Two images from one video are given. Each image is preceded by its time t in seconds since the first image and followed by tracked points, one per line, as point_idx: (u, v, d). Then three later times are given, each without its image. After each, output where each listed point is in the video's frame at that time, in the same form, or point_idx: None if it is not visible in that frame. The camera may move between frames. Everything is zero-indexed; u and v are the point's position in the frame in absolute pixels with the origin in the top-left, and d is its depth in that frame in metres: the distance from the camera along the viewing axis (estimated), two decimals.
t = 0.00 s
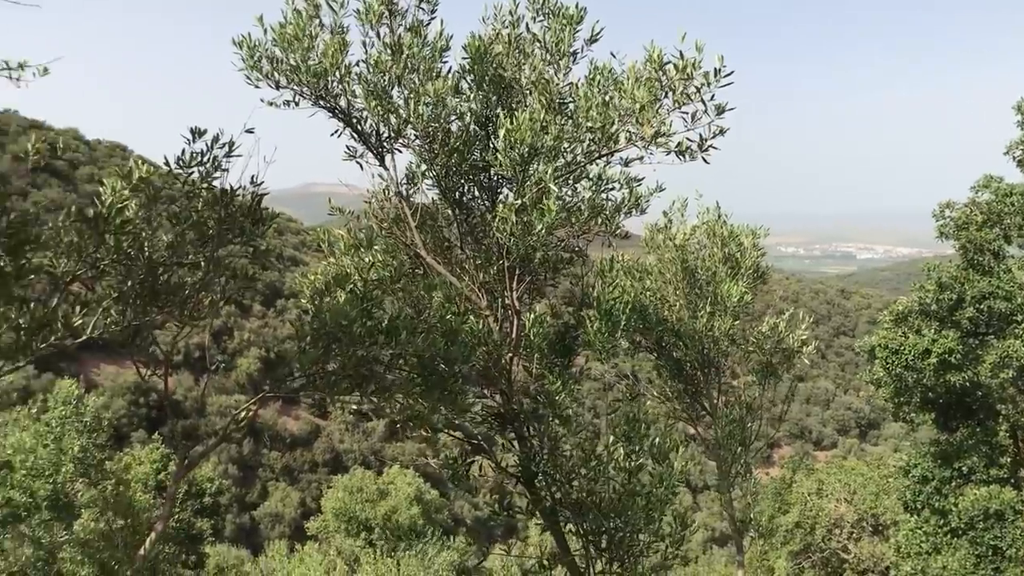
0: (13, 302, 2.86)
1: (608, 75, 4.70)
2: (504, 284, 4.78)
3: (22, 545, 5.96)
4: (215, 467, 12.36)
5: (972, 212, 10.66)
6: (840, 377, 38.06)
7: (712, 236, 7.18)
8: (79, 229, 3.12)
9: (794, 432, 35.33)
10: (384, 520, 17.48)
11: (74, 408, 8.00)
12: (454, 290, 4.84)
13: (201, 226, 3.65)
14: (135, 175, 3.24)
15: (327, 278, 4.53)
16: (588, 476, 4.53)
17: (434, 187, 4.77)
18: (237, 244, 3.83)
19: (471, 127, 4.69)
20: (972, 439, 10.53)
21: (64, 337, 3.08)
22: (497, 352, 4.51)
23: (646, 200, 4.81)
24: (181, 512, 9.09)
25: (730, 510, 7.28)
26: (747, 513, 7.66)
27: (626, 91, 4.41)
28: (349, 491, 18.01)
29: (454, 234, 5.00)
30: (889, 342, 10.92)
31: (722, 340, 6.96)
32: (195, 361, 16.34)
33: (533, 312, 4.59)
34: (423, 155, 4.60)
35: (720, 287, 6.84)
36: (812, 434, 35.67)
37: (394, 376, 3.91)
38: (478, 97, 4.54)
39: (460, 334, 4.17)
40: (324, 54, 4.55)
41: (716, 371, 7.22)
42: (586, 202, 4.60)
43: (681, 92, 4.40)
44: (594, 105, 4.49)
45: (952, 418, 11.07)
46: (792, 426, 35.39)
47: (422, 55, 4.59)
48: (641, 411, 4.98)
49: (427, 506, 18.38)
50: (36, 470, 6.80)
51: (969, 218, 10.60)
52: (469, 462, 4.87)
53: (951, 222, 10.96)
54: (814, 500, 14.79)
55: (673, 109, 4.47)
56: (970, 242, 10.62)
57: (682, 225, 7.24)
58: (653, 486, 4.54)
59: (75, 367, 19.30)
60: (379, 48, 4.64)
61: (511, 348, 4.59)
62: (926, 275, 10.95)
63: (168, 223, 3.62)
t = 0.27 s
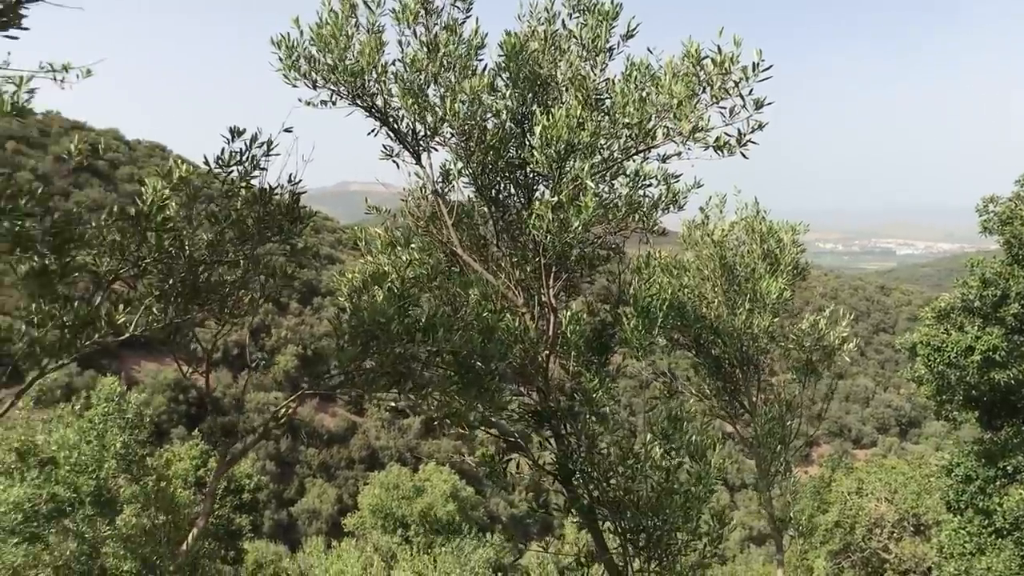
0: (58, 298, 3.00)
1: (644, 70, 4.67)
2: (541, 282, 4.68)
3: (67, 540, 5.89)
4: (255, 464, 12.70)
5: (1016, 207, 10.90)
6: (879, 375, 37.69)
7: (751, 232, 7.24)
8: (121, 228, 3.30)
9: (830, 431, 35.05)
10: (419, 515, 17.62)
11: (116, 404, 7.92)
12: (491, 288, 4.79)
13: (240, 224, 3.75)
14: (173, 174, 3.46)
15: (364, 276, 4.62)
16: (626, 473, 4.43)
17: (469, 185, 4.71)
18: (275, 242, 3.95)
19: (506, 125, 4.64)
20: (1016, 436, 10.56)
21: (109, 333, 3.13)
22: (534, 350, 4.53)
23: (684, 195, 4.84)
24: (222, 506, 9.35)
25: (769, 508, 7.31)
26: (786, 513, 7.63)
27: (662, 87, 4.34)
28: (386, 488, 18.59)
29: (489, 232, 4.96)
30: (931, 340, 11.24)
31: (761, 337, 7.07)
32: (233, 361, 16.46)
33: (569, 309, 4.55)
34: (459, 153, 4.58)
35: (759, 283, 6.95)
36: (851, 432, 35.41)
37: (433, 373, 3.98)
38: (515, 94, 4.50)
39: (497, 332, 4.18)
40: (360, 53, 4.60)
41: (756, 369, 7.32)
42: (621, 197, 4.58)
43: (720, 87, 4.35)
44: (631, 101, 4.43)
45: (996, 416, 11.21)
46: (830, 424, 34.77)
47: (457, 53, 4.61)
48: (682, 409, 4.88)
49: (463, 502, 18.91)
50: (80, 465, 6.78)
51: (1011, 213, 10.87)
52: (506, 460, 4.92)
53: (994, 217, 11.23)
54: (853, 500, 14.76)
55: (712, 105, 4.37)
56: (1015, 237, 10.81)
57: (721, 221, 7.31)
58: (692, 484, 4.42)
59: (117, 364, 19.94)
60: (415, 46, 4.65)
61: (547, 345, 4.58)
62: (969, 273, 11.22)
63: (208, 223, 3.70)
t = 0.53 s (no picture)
0: (105, 299, 3.17)
1: (683, 67, 4.68)
2: (580, 281, 4.72)
3: (114, 535, 6.43)
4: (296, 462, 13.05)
5: None
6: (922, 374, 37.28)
7: (793, 230, 7.27)
8: (166, 228, 3.42)
9: (874, 430, 34.49)
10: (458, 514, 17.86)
11: (161, 402, 7.71)
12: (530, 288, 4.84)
13: (282, 224, 3.93)
14: (218, 175, 3.68)
15: (405, 275, 4.91)
16: (667, 473, 4.35)
17: (508, 184, 4.72)
18: (316, 240, 4.13)
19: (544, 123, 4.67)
20: None
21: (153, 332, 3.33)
22: (573, 348, 4.62)
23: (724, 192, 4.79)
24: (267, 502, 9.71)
25: (811, 508, 7.29)
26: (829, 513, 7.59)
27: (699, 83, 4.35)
28: (426, 486, 18.80)
29: (528, 231, 4.99)
30: (976, 338, 11.14)
31: (802, 335, 6.97)
32: (274, 357, 16.44)
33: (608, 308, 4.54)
34: (498, 153, 4.59)
35: (800, 282, 6.93)
36: (892, 431, 35.02)
37: (474, 371, 4.18)
38: (553, 92, 4.55)
39: (535, 330, 4.35)
40: (398, 54, 4.76)
41: (797, 368, 7.24)
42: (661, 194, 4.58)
43: (760, 83, 4.33)
44: (670, 97, 4.42)
45: None
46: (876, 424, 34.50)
47: (493, 52, 4.68)
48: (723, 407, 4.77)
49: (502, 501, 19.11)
50: (125, 462, 6.91)
51: None
52: (545, 458, 4.96)
53: None
54: (896, 500, 14.91)
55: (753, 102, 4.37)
56: None
57: (764, 218, 7.40)
58: (733, 483, 4.34)
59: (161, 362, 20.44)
60: (453, 47, 4.79)
61: (586, 343, 4.68)
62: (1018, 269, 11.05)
63: (250, 223, 3.86)
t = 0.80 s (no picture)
0: (160, 299, 3.32)
1: (729, 63, 4.64)
2: (626, 280, 4.78)
3: (167, 531, 6.72)
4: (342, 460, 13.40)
5: None
6: (975, 374, 36.35)
7: (844, 228, 7.42)
8: (219, 230, 3.63)
9: (926, 431, 33.79)
10: (503, 513, 19.00)
11: (212, 400, 7.87)
12: (577, 288, 4.86)
13: (333, 224, 4.22)
14: (269, 178, 4.03)
15: (451, 274, 4.95)
16: (715, 471, 4.36)
17: (554, 184, 4.75)
18: (365, 240, 4.40)
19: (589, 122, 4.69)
20: None
21: (207, 330, 3.49)
22: (620, 348, 4.67)
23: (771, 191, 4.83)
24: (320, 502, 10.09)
25: (862, 507, 7.32)
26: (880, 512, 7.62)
27: (746, 80, 4.37)
28: (471, 485, 19.54)
29: (574, 230, 5.03)
30: None
31: (853, 335, 7.04)
32: (320, 357, 16.56)
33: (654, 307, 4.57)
34: (544, 153, 4.63)
35: (850, 280, 7.05)
36: (945, 432, 34.42)
37: (521, 369, 4.39)
38: (599, 91, 4.56)
39: (582, 330, 4.50)
40: (443, 55, 4.89)
41: (848, 367, 7.33)
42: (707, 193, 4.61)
43: (810, 80, 4.31)
44: (717, 95, 4.44)
45: None
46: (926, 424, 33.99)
47: (538, 52, 4.72)
48: (772, 406, 4.74)
49: (547, 501, 20.15)
50: (177, 459, 7.13)
51: None
52: (592, 458, 4.94)
53: None
54: (949, 501, 13.48)
55: (801, 99, 4.39)
56: None
57: (813, 216, 7.59)
58: (782, 484, 4.26)
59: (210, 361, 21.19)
60: (498, 48, 4.84)
61: (633, 342, 4.71)
62: None
63: (298, 222, 4.18)
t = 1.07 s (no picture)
0: (223, 300, 3.54)
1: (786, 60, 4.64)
2: (683, 280, 4.75)
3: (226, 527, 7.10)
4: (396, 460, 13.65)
5: None
6: None
7: (907, 227, 7.45)
8: (279, 233, 3.87)
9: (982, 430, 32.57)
10: (556, 513, 18.99)
11: (270, 398, 8.21)
12: (635, 288, 4.82)
13: (390, 225, 4.40)
14: (328, 180, 4.11)
15: (506, 274, 5.10)
16: (773, 472, 4.28)
17: (609, 183, 4.79)
18: (423, 241, 4.59)
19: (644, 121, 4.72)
20: None
21: (267, 330, 3.69)
22: (677, 347, 4.60)
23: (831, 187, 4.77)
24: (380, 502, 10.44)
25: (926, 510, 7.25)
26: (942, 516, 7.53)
27: (807, 76, 4.32)
28: (523, 484, 19.62)
29: (630, 229, 5.05)
30: None
31: (917, 335, 6.96)
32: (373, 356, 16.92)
33: (711, 307, 4.50)
34: (599, 152, 4.70)
35: (912, 278, 7.00)
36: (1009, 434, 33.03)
37: (577, 369, 4.54)
38: (653, 89, 4.63)
39: (638, 329, 4.43)
40: (499, 56, 5.00)
41: (911, 367, 7.26)
42: (765, 189, 4.45)
43: (870, 73, 4.21)
44: (775, 92, 4.36)
45: None
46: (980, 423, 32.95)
47: (593, 51, 4.79)
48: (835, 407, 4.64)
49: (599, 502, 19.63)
50: (236, 456, 7.55)
51: None
52: (647, 458, 4.95)
53: None
54: (1017, 505, 13.03)
55: (861, 94, 4.28)
56: None
57: (874, 213, 7.70)
58: (843, 485, 4.14)
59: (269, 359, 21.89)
60: (553, 48, 4.94)
61: (691, 342, 4.63)
62: None
63: (355, 223, 4.32)
